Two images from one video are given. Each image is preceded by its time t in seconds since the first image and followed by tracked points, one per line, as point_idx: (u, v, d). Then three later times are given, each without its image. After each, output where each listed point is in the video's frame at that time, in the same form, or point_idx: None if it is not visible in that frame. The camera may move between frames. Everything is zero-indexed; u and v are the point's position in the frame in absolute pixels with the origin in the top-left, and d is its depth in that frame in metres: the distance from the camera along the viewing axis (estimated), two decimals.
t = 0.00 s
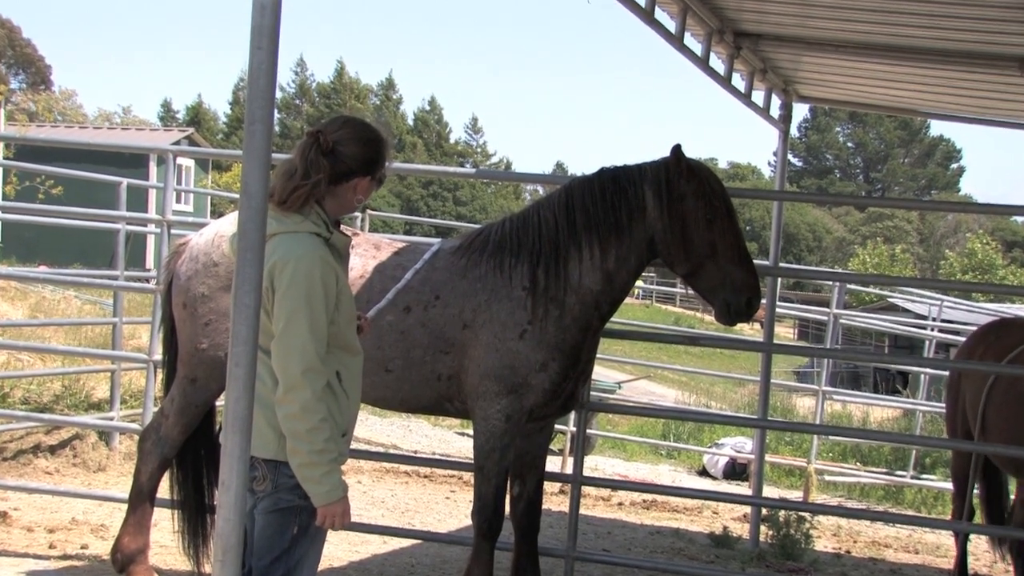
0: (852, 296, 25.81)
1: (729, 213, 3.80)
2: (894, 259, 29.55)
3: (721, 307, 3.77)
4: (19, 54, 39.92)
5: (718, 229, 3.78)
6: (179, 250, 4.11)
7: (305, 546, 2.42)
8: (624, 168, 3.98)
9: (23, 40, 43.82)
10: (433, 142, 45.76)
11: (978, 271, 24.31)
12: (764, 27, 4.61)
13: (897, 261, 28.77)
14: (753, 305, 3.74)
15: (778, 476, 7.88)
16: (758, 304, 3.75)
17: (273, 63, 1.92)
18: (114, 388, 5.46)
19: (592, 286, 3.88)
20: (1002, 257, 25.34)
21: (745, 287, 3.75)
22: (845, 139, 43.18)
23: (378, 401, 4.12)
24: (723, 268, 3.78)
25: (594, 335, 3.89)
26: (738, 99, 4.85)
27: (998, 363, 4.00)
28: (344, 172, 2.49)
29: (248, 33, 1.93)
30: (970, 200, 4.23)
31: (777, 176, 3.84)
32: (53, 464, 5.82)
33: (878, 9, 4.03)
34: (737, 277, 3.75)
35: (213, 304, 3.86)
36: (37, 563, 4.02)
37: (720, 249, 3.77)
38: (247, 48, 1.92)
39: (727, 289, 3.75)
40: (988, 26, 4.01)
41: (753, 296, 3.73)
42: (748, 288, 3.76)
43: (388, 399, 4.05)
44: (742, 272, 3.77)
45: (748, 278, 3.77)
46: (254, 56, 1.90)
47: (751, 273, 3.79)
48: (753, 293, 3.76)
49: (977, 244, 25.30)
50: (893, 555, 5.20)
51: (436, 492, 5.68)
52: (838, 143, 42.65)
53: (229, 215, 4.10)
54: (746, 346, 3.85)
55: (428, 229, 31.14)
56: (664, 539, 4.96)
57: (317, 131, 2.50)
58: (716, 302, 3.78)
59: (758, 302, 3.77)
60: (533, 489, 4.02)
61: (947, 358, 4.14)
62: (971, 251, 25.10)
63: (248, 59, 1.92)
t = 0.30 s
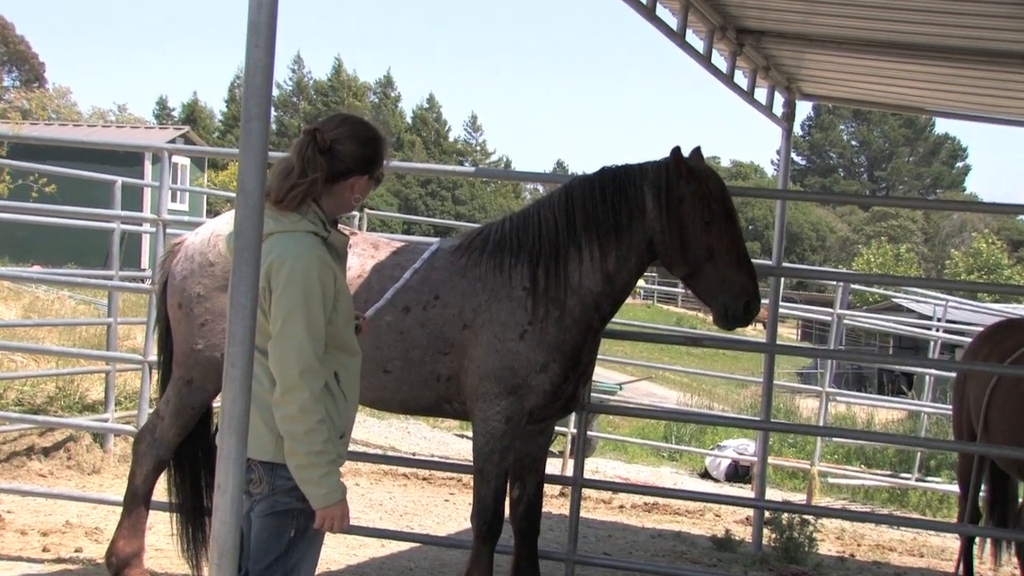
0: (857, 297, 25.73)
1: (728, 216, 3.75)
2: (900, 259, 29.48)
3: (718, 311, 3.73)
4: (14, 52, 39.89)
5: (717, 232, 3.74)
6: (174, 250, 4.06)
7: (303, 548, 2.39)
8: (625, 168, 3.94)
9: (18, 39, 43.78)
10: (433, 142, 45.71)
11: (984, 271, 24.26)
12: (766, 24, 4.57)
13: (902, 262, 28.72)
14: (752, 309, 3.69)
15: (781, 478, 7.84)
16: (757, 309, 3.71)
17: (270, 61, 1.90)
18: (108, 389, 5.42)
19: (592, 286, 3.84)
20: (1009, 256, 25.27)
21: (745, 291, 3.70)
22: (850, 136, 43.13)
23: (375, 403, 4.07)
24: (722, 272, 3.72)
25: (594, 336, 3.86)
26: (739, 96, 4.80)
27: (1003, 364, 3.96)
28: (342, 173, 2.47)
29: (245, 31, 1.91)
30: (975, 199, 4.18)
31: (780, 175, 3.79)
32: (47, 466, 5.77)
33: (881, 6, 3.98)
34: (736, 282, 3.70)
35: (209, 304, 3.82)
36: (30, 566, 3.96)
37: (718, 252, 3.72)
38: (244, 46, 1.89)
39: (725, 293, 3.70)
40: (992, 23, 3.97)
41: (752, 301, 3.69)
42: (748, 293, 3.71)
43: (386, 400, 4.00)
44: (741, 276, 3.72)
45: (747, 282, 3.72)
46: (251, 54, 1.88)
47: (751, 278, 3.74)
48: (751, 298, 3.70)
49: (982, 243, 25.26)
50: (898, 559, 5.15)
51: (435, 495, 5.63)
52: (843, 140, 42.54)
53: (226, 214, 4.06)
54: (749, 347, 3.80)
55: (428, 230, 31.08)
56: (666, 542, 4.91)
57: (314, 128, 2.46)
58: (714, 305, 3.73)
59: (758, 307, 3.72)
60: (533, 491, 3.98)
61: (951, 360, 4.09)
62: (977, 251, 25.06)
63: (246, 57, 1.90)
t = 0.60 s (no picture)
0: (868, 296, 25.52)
1: (725, 215, 3.61)
2: (912, 258, 29.29)
3: (714, 313, 3.60)
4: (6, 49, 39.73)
5: (713, 232, 3.60)
6: (163, 247, 3.96)
7: (299, 555, 2.38)
8: (626, 165, 3.84)
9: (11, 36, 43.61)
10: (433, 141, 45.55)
11: (1000, 268, 24.13)
12: (773, 16, 4.47)
13: (914, 260, 28.56)
14: (747, 313, 3.56)
15: (790, 483, 7.72)
16: (755, 313, 3.57)
17: (263, 53, 1.94)
18: (96, 391, 5.31)
19: (593, 287, 3.78)
20: None
21: (742, 294, 3.56)
22: (862, 129, 42.95)
23: (372, 405, 3.99)
24: (718, 273, 3.59)
25: (595, 338, 3.81)
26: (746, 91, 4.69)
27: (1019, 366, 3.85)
28: (337, 167, 2.50)
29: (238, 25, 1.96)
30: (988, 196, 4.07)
31: (789, 170, 3.69)
32: (33, 470, 5.66)
33: None
34: (732, 284, 3.57)
35: (200, 303, 3.73)
36: (15, 573, 3.85)
37: (714, 253, 3.60)
38: (237, 38, 1.94)
39: (722, 295, 3.58)
40: (1006, 14, 3.87)
41: (747, 304, 3.55)
42: (747, 295, 3.58)
43: (383, 401, 3.91)
44: (739, 278, 3.58)
45: (746, 284, 3.58)
46: (243, 46, 1.92)
47: (750, 279, 3.60)
48: (747, 301, 3.56)
49: (996, 241, 25.09)
50: (909, 566, 5.04)
51: (433, 499, 5.52)
52: (851, 135, 42.30)
53: (217, 211, 3.96)
54: (756, 348, 3.69)
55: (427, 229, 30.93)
56: (671, 549, 4.81)
57: (307, 123, 2.47)
58: (711, 307, 3.60)
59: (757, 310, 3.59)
60: (534, 496, 3.88)
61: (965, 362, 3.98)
62: (990, 248, 24.87)
63: (238, 48, 1.94)
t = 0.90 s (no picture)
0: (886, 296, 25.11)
1: (711, 217, 3.44)
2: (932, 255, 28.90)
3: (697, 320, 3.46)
4: None
5: (697, 234, 3.45)
6: (148, 245, 3.84)
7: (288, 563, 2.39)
8: (628, 161, 3.70)
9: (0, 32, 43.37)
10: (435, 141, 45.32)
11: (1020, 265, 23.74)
12: (784, 4, 4.32)
13: (936, 257, 28.18)
14: (727, 320, 3.39)
15: (802, 490, 7.56)
16: (738, 321, 3.39)
17: (254, 46, 1.91)
18: (80, 395, 5.16)
19: (594, 288, 3.68)
20: None
21: (724, 300, 3.40)
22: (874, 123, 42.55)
23: (367, 408, 3.88)
24: (702, 278, 3.45)
25: (600, 340, 3.71)
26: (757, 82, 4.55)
27: None
28: (330, 161, 2.48)
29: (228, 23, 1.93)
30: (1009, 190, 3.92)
31: (801, 165, 3.54)
32: (14, 477, 5.51)
33: None
34: (714, 289, 3.41)
35: (187, 303, 3.63)
36: None
37: (699, 258, 3.45)
38: (227, 29, 1.91)
39: (704, 301, 3.43)
40: None
41: (727, 311, 3.38)
42: (730, 301, 3.40)
43: (378, 404, 3.82)
44: (720, 283, 3.42)
45: (730, 290, 3.41)
46: (233, 37, 1.89)
47: (734, 286, 3.42)
48: (727, 308, 3.39)
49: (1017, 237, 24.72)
50: None
51: (430, 507, 5.38)
52: (866, 128, 41.81)
53: (205, 207, 3.85)
54: (767, 349, 3.54)
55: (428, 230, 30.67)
56: (678, 559, 4.66)
57: (299, 115, 2.45)
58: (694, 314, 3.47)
59: (741, 318, 3.41)
60: (536, 503, 3.75)
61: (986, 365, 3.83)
62: (1012, 245, 24.48)
63: (228, 40, 1.92)
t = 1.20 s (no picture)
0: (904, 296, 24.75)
1: (686, 219, 3.23)
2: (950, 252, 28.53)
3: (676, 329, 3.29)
4: None
5: (673, 237, 3.26)
6: (129, 243, 3.68)
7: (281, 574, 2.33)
8: (626, 159, 3.56)
9: None
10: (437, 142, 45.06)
11: None
12: None
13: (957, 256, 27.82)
14: (696, 328, 3.20)
15: (816, 500, 7.37)
16: (707, 331, 3.18)
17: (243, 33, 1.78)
18: (60, 402, 4.99)
19: (596, 291, 3.52)
20: None
21: (693, 307, 3.21)
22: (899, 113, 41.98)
23: (361, 415, 3.72)
24: (678, 283, 3.26)
25: (603, 345, 3.56)
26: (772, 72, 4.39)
27: None
28: (320, 156, 2.46)
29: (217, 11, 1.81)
30: None
31: (816, 159, 3.38)
32: None
33: None
34: (687, 295, 3.23)
35: (172, 305, 3.49)
36: None
37: (676, 262, 3.27)
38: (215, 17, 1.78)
39: (681, 309, 3.25)
40: None
41: (697, 319, 3.20)
42: (704, 309, 3.21)
43: (374, 412, 3.65)
44: (693, 290, 3.22)
45: (702, 297, 3.21)
46: (221, 25, 1.76)
47: (707, 292, 3.21)
48: (696, 316, 3.20)
49: None
50: None
51: (427, 518, 5.21)
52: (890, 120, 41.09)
53: (189, 204, 3.70)
54: (780, 352, 3.38)
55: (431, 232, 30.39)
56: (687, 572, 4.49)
57: (289, 109, 2.43)
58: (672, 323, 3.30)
59: (714, 327, 3.19)
60: (538, 514, 3.58)
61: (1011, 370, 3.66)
62: None
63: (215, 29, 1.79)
